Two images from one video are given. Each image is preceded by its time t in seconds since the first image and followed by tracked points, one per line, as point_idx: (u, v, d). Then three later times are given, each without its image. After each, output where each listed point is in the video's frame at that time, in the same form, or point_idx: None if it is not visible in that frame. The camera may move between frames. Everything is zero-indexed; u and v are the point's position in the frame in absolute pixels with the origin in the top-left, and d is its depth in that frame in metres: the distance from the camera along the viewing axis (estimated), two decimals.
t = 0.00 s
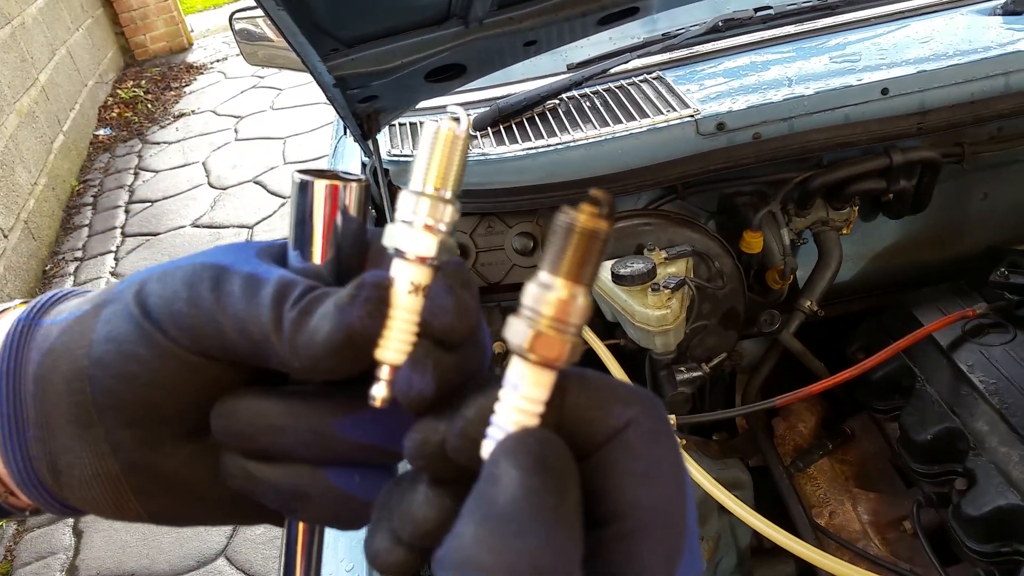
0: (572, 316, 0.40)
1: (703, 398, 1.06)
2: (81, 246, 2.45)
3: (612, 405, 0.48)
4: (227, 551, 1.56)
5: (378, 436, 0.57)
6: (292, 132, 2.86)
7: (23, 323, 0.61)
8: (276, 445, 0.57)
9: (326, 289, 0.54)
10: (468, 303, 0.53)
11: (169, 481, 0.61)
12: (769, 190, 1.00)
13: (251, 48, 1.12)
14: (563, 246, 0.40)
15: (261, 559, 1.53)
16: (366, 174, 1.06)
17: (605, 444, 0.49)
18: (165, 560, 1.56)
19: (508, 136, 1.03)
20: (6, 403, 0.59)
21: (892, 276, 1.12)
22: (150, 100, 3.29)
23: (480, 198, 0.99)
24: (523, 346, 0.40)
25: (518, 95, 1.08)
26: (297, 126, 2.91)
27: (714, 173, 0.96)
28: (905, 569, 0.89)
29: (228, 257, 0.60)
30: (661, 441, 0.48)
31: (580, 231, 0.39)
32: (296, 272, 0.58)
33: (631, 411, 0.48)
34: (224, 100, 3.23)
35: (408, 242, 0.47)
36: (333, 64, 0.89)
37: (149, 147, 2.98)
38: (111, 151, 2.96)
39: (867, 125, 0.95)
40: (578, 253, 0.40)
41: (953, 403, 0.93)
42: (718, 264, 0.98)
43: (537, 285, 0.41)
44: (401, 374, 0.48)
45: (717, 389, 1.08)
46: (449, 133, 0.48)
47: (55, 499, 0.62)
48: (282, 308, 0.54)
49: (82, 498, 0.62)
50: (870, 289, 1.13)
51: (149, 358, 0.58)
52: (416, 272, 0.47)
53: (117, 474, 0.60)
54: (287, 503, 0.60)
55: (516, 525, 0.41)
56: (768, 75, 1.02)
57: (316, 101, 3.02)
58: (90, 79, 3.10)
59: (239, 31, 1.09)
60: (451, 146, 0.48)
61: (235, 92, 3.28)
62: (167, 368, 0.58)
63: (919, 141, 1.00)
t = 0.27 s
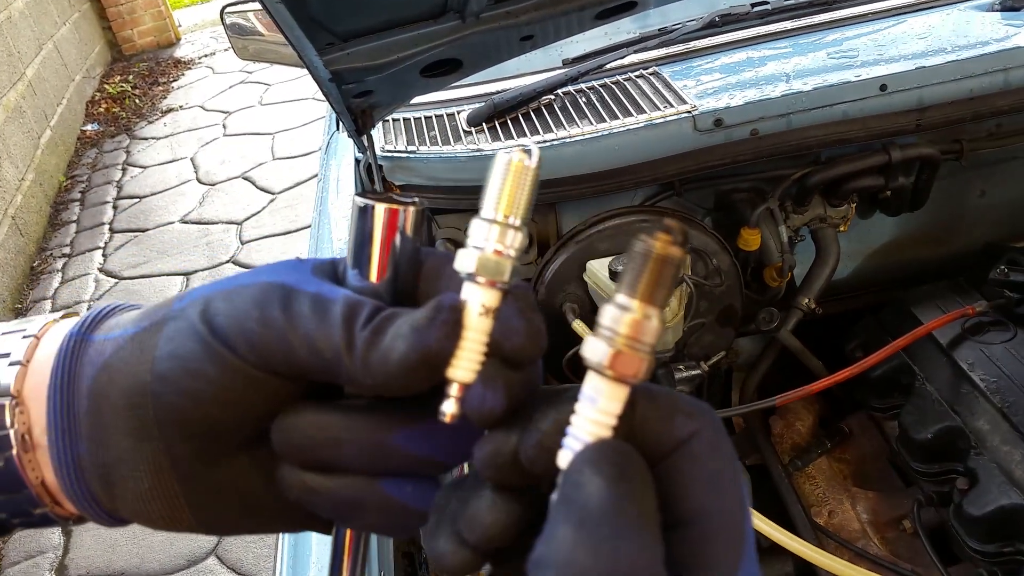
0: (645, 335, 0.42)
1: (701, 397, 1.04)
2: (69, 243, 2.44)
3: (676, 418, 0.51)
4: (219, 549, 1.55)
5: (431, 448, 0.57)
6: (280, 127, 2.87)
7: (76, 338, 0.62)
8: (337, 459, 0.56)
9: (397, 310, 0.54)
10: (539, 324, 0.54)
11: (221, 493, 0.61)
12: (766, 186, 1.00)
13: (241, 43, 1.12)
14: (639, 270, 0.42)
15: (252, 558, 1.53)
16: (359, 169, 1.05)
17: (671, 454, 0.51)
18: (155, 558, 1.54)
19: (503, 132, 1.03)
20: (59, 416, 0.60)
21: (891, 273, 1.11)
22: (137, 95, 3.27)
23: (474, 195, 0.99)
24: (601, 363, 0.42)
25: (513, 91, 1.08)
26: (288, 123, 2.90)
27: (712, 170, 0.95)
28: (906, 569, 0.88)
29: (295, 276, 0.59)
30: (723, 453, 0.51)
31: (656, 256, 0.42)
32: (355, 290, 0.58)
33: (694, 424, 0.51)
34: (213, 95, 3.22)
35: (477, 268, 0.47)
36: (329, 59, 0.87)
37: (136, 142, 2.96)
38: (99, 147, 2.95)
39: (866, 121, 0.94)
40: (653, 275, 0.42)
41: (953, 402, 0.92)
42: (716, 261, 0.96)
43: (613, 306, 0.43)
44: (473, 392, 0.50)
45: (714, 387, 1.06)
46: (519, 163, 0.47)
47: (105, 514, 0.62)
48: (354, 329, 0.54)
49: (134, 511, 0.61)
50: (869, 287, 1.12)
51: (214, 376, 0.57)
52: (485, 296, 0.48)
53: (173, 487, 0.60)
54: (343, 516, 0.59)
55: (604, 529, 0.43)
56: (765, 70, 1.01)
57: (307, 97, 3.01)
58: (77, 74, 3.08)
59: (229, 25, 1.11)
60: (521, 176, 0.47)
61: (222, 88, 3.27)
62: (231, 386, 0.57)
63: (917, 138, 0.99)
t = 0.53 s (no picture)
0: (649, 302, 0.42)
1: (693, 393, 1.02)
2: (56, 243, 2.42)
3: (683, 381, 0.51)
4: (210, 549, 1.54)
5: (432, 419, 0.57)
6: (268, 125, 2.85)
7: (62, 309, 0.61)
8: (341, 426, 0.55)
9: (398, 282, 0.54)
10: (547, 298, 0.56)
11: (221, 464, 0.60)
12: (758, 181, 0.99)
13: (228, 40, 1.12)
14: (642, 238, 0.41)
15: (244, 558, 1.52)
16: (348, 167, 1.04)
17: (678, 417, 0.51)
18: (146, 559, 1.53)
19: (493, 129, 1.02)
20: (50, 389, 0.59)
21: (881, 267, 1.11)
22: (124, 94, 3.24)
23: (467, 192, 0.98)
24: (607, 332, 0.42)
25: (502, 87, 1.07)
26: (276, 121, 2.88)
27: (708, 164, 0.95)
28: (899, 563, 0.88)
29: (291, 244, 0.57)
30: (728, 415, 0.51)
31: (659, 224, 0.41)
32: (351, 257, 0.58)
33: (700, 388, 0.51)
34: (200, 93, 3.19)
35: (483, 240, 0.46)
36: (317, 55, 0.87)
37: (123, 141, 2.94)
38: (86, 146, 2.93)
39: (857, 116, 0.94)
40: (656, 244, 0.41)
41: (944, 396, 0.93)
42: (708, 258, 0.96)
43: (616, 274, 0.42)
44: (479, 363, 0.50)
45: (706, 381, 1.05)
46: (524, 132, 0.45)
47: (97, 481, 0.62)
48: (356, 300, 0.53)
49: (130, 483, 0.61)
50: (861, 282, 1.12)
51: (212, 350, 0.55)
52: (490, 267, 0.46)
53: (170, 461, 0.59)
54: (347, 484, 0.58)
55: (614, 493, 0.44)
56: (755, 65, 1.01)
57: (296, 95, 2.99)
58: (62, 73, 3.05)
59: (216, 22, 1.11)
60: (527, 146, 0.46)
61: (209, 86, 3.25)
62: (228, 359, 0.56)
63: (908, 132, 0.99)
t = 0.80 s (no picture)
0: (673, 317, 0.41)
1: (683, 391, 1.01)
2: (47, 241, 2.41)
3: (702, 397, 0.50)
4: (202, 548, 1.54)
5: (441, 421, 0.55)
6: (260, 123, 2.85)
7: (65, 308, 0.59)
8: (354, 434, 0.55)
9: (417, 288, 0.53)
10: (569, 312, 0.53)
11: (229, 467, 0.60)
12: (749, 179, 0.99)
13: (219, 38, 1.10)
14: (664, 253, 0.41)
15: (236, 557, 1.51)
16: (338, 166, 1.04)
17: (696, 433, 0.49)
18: (138, 558, 1.53)
19: (484, 126, 1.01)
20: (52, 391, 0.58)
21: (872, 268, 1.11)
22: (116, 92, 3.23)
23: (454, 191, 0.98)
24: (631, 347, 0.42)
25: (493, 85, 1.06)
26: (268, 119, 2.87)
27: (695, 162, 0.96)
28: (889, 561, 0.87)
29: (305, 247, 0.56)
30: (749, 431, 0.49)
31: (683, 238, 0.40)
32: (363, 260, 0.55)
33: (720, 403, 0.49)
34: (192, 91, 3.18)
35: (506, 251, 0.46)
36: (306, 53, 0.86)
37: (114, 139, 2.93)
38: (78, 144, 2.92)
39: (847, 113, 0.94)
40: (680, 258, 0.41)
41: (935, 394, 0.93)
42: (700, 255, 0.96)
43: (640, 289, 0.42)
44: (501, 376, 0.49)
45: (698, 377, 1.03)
46: (549, 141, 0.45)
47: (99, 482, 0.61)
48: (373, 307, 0.52)
49: (134, 486, 0.60)
50: (845, 281, 1.12)
51: (226, 356, 0.55)
52: (512, 279, 0.46)
53: (178, 465, 0.59)
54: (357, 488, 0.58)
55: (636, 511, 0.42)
56: (745, 63, 1.00)
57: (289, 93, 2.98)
58: (53, 71, 3.04)
59: (206, 20, 1.09)
60: (551, 156, 0.46)
61: (201, 83, 3.24)
62: (243, 366, 0.55)
63: (898, 129, 0.99)
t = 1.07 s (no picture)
0: (672, 344, 0.42)
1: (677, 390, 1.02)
2: (41, 240, 2.40)
3: (700, 422, 0.51)
4: (196, 548, 1.54)
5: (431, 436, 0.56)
6: (254, 121, 2.84)
7: (50, 323, 0.58)
8: (344, 455, 0.55)
9: (411, 307, 0.53)
10: (564, 332, 0.56)
11: (221, 482, 0.60)
12: (741, 178, 1.00)
13: (211, 37, 1.10)
14: (665, 280, 0.42)
15: (231, 556, 1.51)
16: (332, 165, 1.04)
17: (695, 457, 0.51)
18: (132, 558, 1.53)
19: (477, 126, 1.01)
20: (37, 408, 0.57)
21: (867, 263, 1.11)
22: (110, 90, 3.23)
23: (443, 188, 0.99)
24: (630, 373, 0.42)
25: (487, 83, 1.07)
26: (263, 117, 2.87)
27: (687, 161, 0.96)
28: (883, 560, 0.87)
29: (295, 263, 0.56)
30: (743, 456, 0.50)
31: (683, 264, 0.41)
32: (356, 276, 0.55)
33: (717, 428, 0.51)
34: (186, 89, 3.18)
35: (504, 273, 0.46)
36: (298, 52, 0.86)
37: (109, 137, 2.92)
38: (72, 143, 2.91)
39: (839, 112, 0.94)
40: (680, 285, 0.41)
41: (927, 392, 0.93)
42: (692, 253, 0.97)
43: (640, 315, 0.43)
44: (495, 400, 0.50)
45: (692, 379, 1.03)
46: (551, 161, 0.46)
47: (86, 500, 0.60)
48: (366, 327, 0.52)
49: (123, 502, 0.59)
50: (843, 279, 1.12)
51: (215, 376, 0.55)
52: (507, 300, 0.47)
53: (166, 482, 0.59)
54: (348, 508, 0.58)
55: (637, 540, 0.43)
56: (738, 61, 1.00)
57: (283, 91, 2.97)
58: (47, 70, 3.03)
59: (199, 18, 1.09)
60: (552, 179, 0.46)
61: (195, 81, 3.23)
62: (231, 385, 0.55)
63: (890, 128, 1.00)
